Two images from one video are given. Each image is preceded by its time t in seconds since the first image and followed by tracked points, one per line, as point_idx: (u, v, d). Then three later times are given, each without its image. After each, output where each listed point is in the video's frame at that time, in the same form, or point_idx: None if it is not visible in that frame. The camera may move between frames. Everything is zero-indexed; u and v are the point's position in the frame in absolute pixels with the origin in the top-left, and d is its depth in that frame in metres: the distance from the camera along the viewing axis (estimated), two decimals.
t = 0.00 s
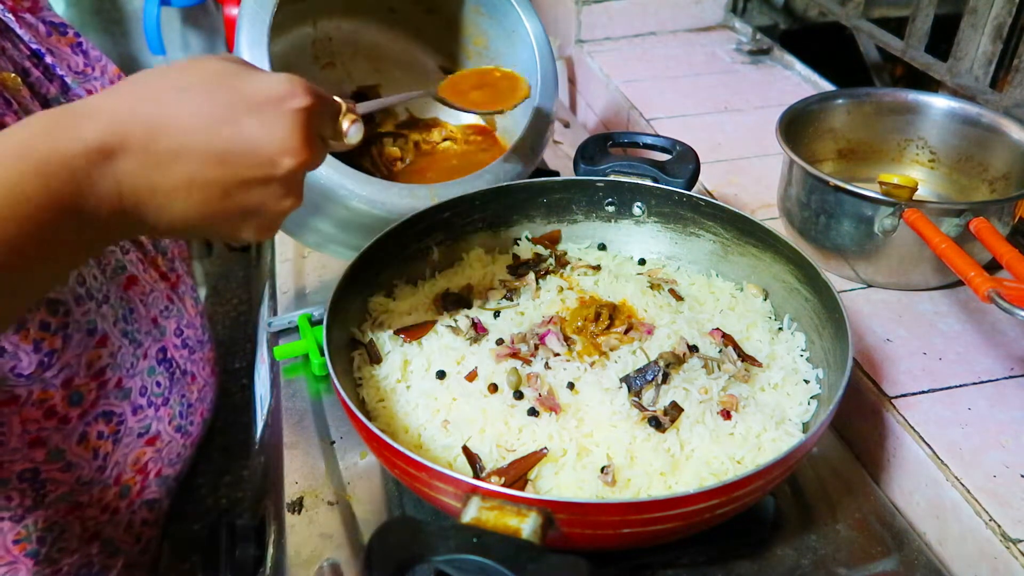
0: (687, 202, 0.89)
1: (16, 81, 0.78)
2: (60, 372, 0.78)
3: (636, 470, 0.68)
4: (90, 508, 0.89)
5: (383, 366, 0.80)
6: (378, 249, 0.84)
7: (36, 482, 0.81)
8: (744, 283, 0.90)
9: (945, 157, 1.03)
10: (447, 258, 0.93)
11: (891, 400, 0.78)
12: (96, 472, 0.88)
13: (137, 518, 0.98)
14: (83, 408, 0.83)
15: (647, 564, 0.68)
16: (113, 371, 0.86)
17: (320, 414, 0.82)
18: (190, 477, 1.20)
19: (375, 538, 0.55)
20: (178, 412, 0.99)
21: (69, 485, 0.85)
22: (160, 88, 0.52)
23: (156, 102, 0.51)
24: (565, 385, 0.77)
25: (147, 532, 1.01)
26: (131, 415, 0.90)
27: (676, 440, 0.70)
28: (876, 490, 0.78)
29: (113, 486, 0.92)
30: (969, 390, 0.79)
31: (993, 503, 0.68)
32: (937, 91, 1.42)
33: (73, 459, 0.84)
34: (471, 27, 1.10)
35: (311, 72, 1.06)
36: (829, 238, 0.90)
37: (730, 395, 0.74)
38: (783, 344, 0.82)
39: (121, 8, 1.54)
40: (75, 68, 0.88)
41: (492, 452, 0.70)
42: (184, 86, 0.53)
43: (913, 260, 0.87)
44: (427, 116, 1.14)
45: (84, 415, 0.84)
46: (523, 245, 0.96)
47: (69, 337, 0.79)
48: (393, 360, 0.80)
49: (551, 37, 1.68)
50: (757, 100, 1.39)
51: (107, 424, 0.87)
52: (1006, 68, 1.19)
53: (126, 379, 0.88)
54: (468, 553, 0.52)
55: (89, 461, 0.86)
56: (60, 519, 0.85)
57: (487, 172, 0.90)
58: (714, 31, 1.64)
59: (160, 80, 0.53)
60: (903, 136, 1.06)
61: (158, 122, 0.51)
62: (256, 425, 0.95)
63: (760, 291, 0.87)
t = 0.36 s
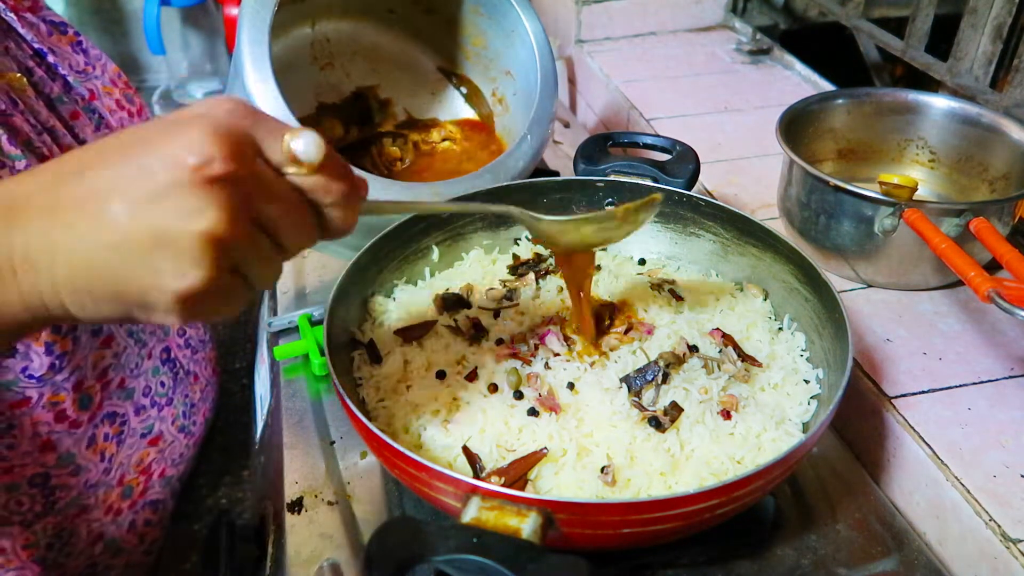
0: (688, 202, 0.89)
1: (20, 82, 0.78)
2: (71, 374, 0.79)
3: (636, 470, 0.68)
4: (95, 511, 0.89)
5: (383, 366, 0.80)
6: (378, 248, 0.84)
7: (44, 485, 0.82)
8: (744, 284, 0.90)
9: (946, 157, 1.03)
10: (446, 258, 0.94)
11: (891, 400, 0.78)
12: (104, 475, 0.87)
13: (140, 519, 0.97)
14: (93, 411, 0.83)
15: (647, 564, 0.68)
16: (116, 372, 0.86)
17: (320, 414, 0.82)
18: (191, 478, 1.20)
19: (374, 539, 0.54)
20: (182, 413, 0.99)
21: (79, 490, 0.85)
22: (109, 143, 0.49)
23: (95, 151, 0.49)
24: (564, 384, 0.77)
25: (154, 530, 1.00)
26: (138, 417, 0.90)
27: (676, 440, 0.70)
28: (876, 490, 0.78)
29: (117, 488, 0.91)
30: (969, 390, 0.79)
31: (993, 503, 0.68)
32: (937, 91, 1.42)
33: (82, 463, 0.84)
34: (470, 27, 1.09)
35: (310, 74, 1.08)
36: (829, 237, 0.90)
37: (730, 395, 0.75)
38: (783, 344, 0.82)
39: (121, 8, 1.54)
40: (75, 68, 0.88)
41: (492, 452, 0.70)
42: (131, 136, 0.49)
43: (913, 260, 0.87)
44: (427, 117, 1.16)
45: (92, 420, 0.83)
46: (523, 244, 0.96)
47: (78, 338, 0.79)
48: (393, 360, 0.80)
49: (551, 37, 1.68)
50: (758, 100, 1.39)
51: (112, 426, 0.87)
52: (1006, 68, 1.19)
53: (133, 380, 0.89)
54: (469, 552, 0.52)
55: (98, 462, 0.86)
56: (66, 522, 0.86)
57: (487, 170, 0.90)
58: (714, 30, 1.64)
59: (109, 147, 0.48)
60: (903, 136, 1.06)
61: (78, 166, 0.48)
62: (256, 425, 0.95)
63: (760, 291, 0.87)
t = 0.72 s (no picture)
0: (688, 202, 0.89)
1: (1, 78, 0.78)
2: (49, 371, 0.78)
3: (636, 470, 0.68)
4: (81, 508, 0.90)
5: (383, 366, 0.80)
6: (379, 248, 0.84)
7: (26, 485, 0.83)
8: (744, 284, 0.90)
9: (945, 157, 1.03)
10: (446, 257, 0.94)
11: (891, 400, 0.78)
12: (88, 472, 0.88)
13: (127, 518, 0.99)
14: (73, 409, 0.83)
15: (647, 564, 0.68)
16: (96, 369, 0.86)
17: (320, 414, 0.82)
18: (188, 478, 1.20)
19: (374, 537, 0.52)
20: (171, 411, 1.00)
21: (61, 488, 0.86)
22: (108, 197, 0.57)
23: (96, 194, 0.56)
24: (564, 384, 0.76)
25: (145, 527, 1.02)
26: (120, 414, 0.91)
27: (676, 440, 0.70)
28: (876, 490, 0.78)
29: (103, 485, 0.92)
30: (969, 390, 0.79)
31: (993, 503, 0.68)
32: (937, 91, 1.42)
33: (63, 460, 0.84)
34: (468, 27, 1.09)
35: (309, 75, 1.08)
36: (829, 238, 0.90)
37: (730, 395, 0.74)
38: (783, 344, 0.82)
39: (121, 8, 1.54)
40: (60, 66, 0.88)
41: (492, 452, 0.70)
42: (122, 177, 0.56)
43: (914, 259, 0.87)
44: (426, 117, 1.16)
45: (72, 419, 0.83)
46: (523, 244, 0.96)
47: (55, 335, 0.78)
48: (393, 360, 0.80)
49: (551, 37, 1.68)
50: (758, 100, 1.39)
51: (94, 424, 0.87)
52: (1006, 68, 1.19)
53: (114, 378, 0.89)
54: (470, 551, 0.51)
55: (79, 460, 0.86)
56: (51, 521, 0.88)
57: (488, 168, 0.87)
58: (713, 30, 1.64)
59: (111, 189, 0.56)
60: (903, 136, 1.06)
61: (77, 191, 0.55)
62: (256, 426, 0.95)
63: (760, 291, 0.87)
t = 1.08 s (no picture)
0: (687, 202, 0.90)
1: None
2: (20, 354, 0.78)
3: (636, 470, 0.68)
4: (56, 497, 0.87)
5: (383, 366, 0.80)
6: (379, 248, 0.84)
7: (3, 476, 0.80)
8: (744, 284, 0.90)
9: (945, 157, 1.03)
10: (446, 257, 0.94)
11: (891, 400, 0.78)
12: (60, 460, 0.86)
13: (105, 507, 0.95)
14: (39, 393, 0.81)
15: (647, 564, 0.68)
16: (67, 354, 0.84)
17: (319, 414, 0.82)
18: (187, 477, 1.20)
19: (374, 537, 0.52)
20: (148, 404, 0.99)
21: (34, 474, 0.83)
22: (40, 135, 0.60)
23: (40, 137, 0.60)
24: (565, 384, 0.76)
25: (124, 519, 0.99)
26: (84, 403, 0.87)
27: (676, 440, 0.70)
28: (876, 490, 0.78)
29: (77, 475, 0.89)
30: (969, 390, 0.79)
31: (993, 503, 0.68)
32: (937, 91, 1.42)
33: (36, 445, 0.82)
34: (467, 28, 1.09)
35: (310, 76, 1.09)
36: (829, 238, 0.90)
37: (730, 395, 0.74)
38: (783, 344, 0.82)
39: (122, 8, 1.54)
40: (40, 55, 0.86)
41: (492, 452, 0.70)
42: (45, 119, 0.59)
43: (914, 259, 0.87)
44: (426, 117, 1.16)
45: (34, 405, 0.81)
46: (523, 244, 0.96)
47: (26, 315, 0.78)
48: (393, 360, 0.80)
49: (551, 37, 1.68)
50: (758, 100, 1.39)
51: (65, 409, 0.85)
52: (1007, 68, 1.19)
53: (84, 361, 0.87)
54: (470, 552, 0.50)
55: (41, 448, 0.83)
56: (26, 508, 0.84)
57: (483, 167, 0.88)
58: (714, 30, 1.64)
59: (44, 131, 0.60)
60: (903, 136, 1.06)
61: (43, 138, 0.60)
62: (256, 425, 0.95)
63: (760, 291, 0.88)
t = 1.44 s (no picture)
0: (688, 202, 0.90)
1: None
2: (33, 270, 0.78)
3: (636, 470, 0.68)
4: (52, 418, 0.90)
5: (383, 366, 0.80)
6: (378, 248, 0.84)
7: None
8: (744, 283, 0.90)
9: (945, 157, 1.03)
10: (447, 258, 0.94)
11: (891, 399, 0.78)
12: (64, 389, 0.87)
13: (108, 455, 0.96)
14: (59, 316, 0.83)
15: (647, 564, 0.68)
16: (81, 286, 0.86)
17: (319, 415, 0.82)
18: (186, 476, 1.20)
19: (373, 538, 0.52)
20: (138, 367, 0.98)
21: (33, 388, 0.86)
22: None
23: None
24: (564, 384, 0.76)
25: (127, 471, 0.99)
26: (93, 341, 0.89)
27: (676, 440, 0.70)
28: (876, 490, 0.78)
29: (83, 413, 0.91)
30: (969, 390, 0.79)
31: (993, 504, 0.68)
32: (937, 92, 1.42)
33: (39, 363, 0.84)
34: (470, 30, 1.08)
35: (315, 77, 1.10)
36: (829, 238, 0.90)
37: (730, 395, 0.74)
38: (783, 344, 0.82)
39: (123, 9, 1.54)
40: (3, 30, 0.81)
41: (492, 452, 0.70)
42: None
43: (914, 259, 0.87)
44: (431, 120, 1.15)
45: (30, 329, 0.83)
46: (523, 244, 0.96)
47: (40, 238, 0.79)
48: (393, 360, 0.80)
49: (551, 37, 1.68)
50: (758, 100, 1.39)
51: (77, 342, 0.86)
52: (1007, 68, 1.19)
53: (101, 306, 0.90)
54: (469, 552, 0.50)
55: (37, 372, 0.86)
56: (23, 422, 0.88)
57: (474, 165, 0.88)
58: (714, 30, 1.64)
59: None
60: (903, 136, 1.06)
61: None
62: (256, 425, 0.96)
63: (760, 291, 0.88)
